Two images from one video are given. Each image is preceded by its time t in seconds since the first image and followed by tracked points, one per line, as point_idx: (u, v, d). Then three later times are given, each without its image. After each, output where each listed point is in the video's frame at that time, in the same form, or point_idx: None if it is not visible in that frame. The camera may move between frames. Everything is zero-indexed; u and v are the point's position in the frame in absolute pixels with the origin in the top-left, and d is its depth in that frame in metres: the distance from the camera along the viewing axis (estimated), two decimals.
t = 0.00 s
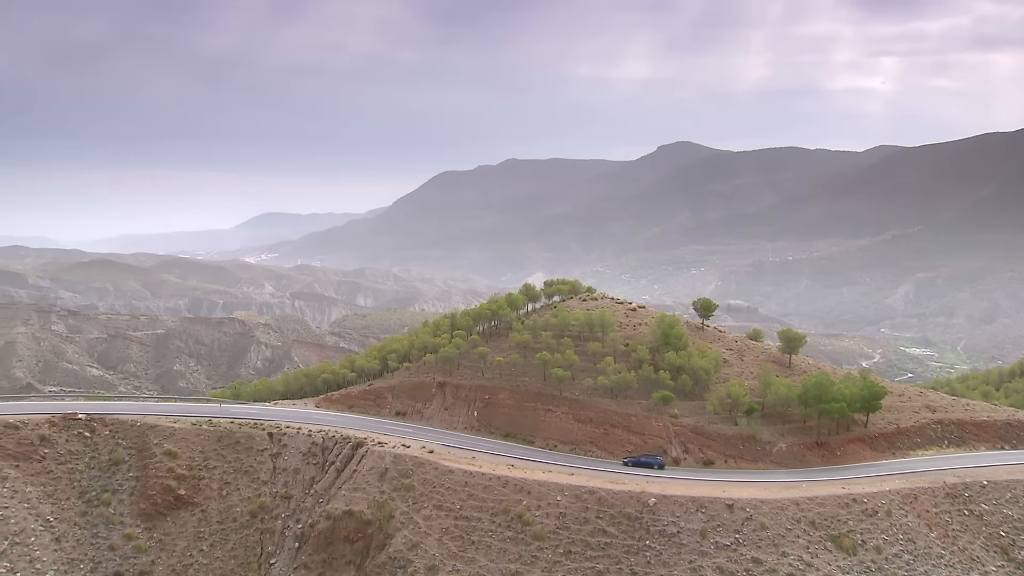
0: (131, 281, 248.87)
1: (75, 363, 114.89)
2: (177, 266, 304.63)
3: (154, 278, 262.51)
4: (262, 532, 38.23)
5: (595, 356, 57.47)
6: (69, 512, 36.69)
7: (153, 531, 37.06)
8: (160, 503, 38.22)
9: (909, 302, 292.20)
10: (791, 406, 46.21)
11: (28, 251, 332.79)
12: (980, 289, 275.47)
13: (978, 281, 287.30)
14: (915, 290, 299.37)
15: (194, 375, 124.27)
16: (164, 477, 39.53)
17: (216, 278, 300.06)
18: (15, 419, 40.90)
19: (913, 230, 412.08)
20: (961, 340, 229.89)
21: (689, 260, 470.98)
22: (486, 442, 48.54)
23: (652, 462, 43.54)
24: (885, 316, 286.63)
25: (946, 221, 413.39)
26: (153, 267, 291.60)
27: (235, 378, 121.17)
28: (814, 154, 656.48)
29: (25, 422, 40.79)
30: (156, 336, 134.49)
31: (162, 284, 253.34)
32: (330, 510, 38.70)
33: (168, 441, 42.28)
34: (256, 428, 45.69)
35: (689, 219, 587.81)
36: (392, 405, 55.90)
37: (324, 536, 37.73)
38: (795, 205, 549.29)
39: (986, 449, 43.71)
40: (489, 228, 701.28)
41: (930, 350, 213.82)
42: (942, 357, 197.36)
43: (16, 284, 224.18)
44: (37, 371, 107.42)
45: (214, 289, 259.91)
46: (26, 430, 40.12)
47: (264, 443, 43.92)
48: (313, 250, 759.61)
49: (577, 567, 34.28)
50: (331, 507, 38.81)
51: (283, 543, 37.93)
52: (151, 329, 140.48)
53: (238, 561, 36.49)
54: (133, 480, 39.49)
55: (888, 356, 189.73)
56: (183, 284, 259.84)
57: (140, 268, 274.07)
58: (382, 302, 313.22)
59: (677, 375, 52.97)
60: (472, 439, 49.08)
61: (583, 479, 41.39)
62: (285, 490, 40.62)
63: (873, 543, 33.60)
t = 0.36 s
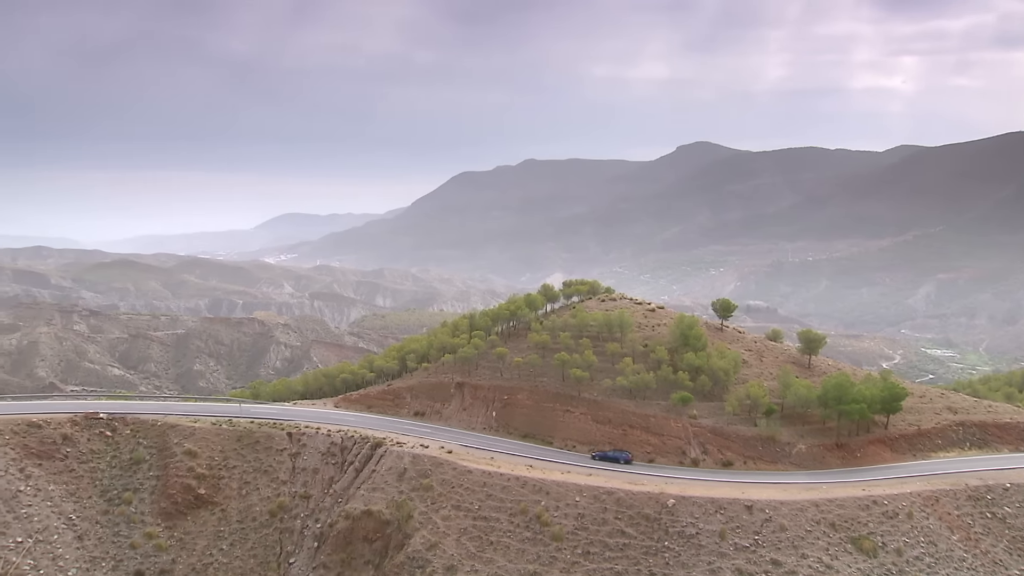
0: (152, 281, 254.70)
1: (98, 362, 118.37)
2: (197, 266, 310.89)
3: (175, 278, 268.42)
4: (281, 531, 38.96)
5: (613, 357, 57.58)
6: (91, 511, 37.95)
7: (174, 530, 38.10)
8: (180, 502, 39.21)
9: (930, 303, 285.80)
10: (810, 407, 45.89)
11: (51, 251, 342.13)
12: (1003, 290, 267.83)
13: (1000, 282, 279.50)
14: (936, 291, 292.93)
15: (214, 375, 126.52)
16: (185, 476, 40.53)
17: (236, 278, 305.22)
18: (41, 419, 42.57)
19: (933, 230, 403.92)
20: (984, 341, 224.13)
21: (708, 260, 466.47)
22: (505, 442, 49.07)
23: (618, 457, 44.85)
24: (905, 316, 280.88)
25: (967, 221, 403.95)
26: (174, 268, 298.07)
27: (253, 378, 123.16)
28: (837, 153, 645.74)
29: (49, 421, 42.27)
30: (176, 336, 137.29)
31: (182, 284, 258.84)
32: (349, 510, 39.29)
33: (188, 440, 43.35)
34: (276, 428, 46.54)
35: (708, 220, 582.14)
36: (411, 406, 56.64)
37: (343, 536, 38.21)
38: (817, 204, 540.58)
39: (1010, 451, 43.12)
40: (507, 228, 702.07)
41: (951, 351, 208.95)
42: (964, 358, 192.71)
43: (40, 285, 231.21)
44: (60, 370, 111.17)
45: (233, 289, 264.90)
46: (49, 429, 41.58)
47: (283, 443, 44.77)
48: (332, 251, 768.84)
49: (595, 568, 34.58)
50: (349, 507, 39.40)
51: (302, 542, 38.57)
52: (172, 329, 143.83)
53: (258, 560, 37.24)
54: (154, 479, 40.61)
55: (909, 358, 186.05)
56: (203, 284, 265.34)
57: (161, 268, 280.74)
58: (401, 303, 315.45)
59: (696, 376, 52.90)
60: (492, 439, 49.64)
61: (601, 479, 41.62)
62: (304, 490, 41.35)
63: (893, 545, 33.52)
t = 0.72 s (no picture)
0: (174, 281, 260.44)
1: (120, 361, 121.70)
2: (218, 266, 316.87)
3: (197, 279, 274.29)
4: (302, 530, 39.70)
5: (634, 358, 57.56)
6: (115, 509, 38.84)
7: (195, 528, 38.86)
8: (202, 501, 40.04)
9: (954, 304, 278.33)
10: (831, 407, 45.63)
11: (74, 251, 351.32)
12: None
13: None
14: (961, 291, 285.41)
15: (235, 375, 128.82)
16: (205, 475, 41.44)
17: (256, 278, 310.39)
18: (66, 418, 43.68)
19: (956, 230, 395.23)
20: (1009, 343, 217.29)
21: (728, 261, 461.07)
22: (525, 442, 49.61)
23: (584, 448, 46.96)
24: (928, 317, 274.38)
25: (995, 220, 393.98)
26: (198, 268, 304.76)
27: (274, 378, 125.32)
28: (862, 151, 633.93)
29: (73, 420, 43.29)
30: (198, 335, 140.08)
31: (204, 284, 264.32)
32: (369, 509, 39.98)
33: (210, 440, 44.42)
34: (296, 428, 47.50)
35: (729, 220, 575.26)
36: (431, 405, 57.39)
37: (363, 535, 38.87)
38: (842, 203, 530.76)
39: None
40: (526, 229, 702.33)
41: (975, 353, 203.58)
42: (988, 360, 187.59)
43: (64, 285, 237.42)
44: (83, 369, 115.07)
45: (254, 289, 270.03)
46: (73, 427, 42.58)
47: (303, 443, 45.70)
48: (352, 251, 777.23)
49: (615, 569, 34.84)
50: (369, 507, 40.07)
51: (323, 541, 39.27)
52: (194, 328, 147.08)
53: (279, 559, 37.92)
54: (176, 477, 41.58)
55: (932, 358, 182.16)
56: (225, 284, 271.01)
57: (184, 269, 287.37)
58: (420, 303, 317.73)
59: (716, 377, 52.77)
60: (513, 440, 50.19)
61: (621, 480, 41.86)
62: (324, 490, 42.15)
63: (916, 548, 33.58)
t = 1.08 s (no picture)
0: (197, 281, 265.79)
1: (144, 361, 125.03)
2: (240, 266, 322.51)
3: (220, 279, 279.68)
4: (323, 529, 40.60)
5: (654, 358, 57.65)
6: (138, 507, 40.23)
7: (216, 527, 40.17)
8: (224, 500, 41.32)
9: (979, 305, 271.03)
10: (854, 409, 45.37)
11: (101, 252, 360.73)
12: None
13: None
14: (986, 292, 277.91)
15: (256, 374, 131.27)
16: (227, 474, 42.63)
17: (278, 278, 315.53)
18: (91, 417, 45.23)
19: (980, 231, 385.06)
20: None
21: (750, 262, 455.11)
22: (545, 443, 50.01)
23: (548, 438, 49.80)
24: (952, 318, 267.43)
25: None
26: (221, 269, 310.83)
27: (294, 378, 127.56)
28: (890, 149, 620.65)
29: (97, 419, 44.78)
30: (221, 335, 143.02)
31: (226, 285, 269.77)
32: (390, 509, 40.55)
33: (232, 439, 45.54)
34: (317, 427, 48.40)
35: (751, 219, 568.03)
36: (452, 405, 58.02)
37: (384, 535, 39.56)
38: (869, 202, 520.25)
39: None
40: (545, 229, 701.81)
41: (1001, 354, 198.26)
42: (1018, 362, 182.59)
43: (88, 285, 242.80)
44: (107, 369, 118.81)
45: (275, 289, 274.65)
46: (97, 427, 44.03)
47: (324, 442, 46.62)
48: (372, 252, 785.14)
49: (634, 570, 35.19)
50: (390, 507, 40.70)
51: (343, 541, 40.13)
52: (216, 328, 150.27)
53: (299, 558, 38.96)
54: (198, 476, 42.73)
55: (957, 360, 178.12)
56: (246, 284, 276.27)
57: (207, 270, 293.20)
58: (441, 304, 319.95)
59: (738, 377, 52.61)
60: (533, 440, 50.61)
61: (641, 481, 42.16)
62: (345, 489, 42.94)
63: (940, 551, 33.68)
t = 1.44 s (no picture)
0: (223, 282, 271.95)
1: (169, 360, 128.78)
2: (267, 266, 328.99)
3: (246, 279, 285.83)
4: (348, 529, 40.76)
5: (679, 359, 57.67)
6: (165, 505, 40.34)
7: (242, 525, 40.32)
8: (249, 499, 41.51)
9: (1010, 306, 262.57)
10: (880, 411, 45.21)
11: (128, 252, 371.28)
12: None
13: None
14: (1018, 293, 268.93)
15: (281, 374, 134.25)
16: (253, 473, 42.89)
17: (303, 278, 321.13)
18: (118, 416, 45.69)
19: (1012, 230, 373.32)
20: None
21: (776, 262, 447.64)
22: (569, 443, 50.44)
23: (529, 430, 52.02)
24: (982, 319, 259.69)
25: None
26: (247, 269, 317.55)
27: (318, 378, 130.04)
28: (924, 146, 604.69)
29: (124, 418, 45.34)
30: (246, 335, 146.41)
31: (251, 285, 275.76)
32: (414, 509, 40.96)
33: (257, 438, 45.95)
34: (341, 427, 48.92)
35: (778, 219, 558.93)
36: (476, 406, 58.68)
37: (408, 534, 39.87)
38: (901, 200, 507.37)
39: None
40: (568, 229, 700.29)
41: None
42: None
43: (116, 285, 249.63)
44: (134, 368, 122.74)
45: (299, 289, 279.78)
46: (124, 425, 44.52)
47: (348, 442, 47.03)
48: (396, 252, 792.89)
49: (658, 571, 35.50)
50: (414, 507, 41.06)
51: (368, 541, 40.26)
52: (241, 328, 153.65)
53: (324, 558, 39.05)
54: (224, 475, 43.03)
55: (985, 362, 173.48)
56: (270, 284, 281.97)
57: (233, 270, 299.79)
58: (465, 304, 322.67)
59: (762, 378, 52.37)
60: (558, 440, 51.04)
61: (665, 482, 42.40)
62: (369, 489, 43.19)
63: (967, 555, 33.82)
